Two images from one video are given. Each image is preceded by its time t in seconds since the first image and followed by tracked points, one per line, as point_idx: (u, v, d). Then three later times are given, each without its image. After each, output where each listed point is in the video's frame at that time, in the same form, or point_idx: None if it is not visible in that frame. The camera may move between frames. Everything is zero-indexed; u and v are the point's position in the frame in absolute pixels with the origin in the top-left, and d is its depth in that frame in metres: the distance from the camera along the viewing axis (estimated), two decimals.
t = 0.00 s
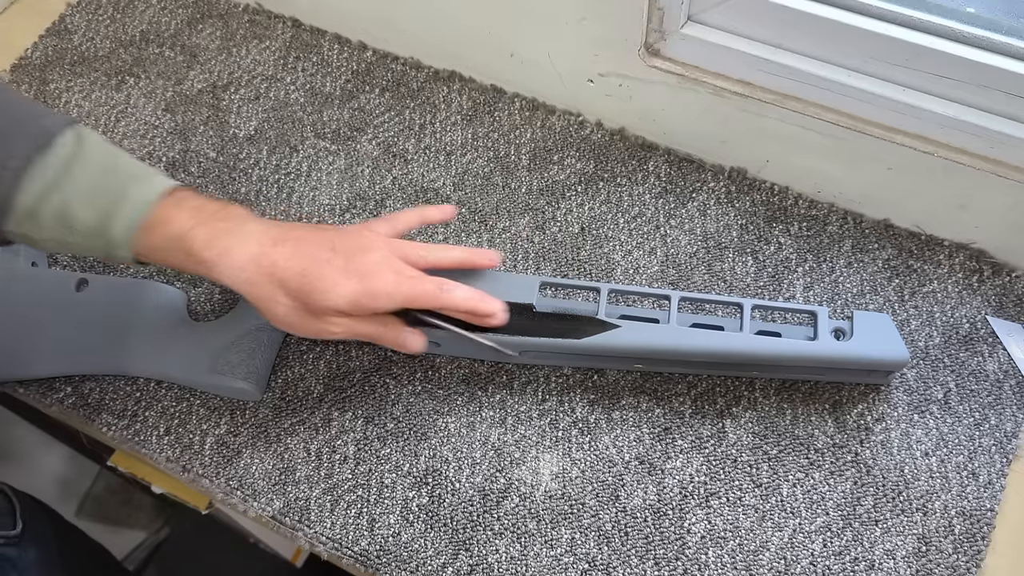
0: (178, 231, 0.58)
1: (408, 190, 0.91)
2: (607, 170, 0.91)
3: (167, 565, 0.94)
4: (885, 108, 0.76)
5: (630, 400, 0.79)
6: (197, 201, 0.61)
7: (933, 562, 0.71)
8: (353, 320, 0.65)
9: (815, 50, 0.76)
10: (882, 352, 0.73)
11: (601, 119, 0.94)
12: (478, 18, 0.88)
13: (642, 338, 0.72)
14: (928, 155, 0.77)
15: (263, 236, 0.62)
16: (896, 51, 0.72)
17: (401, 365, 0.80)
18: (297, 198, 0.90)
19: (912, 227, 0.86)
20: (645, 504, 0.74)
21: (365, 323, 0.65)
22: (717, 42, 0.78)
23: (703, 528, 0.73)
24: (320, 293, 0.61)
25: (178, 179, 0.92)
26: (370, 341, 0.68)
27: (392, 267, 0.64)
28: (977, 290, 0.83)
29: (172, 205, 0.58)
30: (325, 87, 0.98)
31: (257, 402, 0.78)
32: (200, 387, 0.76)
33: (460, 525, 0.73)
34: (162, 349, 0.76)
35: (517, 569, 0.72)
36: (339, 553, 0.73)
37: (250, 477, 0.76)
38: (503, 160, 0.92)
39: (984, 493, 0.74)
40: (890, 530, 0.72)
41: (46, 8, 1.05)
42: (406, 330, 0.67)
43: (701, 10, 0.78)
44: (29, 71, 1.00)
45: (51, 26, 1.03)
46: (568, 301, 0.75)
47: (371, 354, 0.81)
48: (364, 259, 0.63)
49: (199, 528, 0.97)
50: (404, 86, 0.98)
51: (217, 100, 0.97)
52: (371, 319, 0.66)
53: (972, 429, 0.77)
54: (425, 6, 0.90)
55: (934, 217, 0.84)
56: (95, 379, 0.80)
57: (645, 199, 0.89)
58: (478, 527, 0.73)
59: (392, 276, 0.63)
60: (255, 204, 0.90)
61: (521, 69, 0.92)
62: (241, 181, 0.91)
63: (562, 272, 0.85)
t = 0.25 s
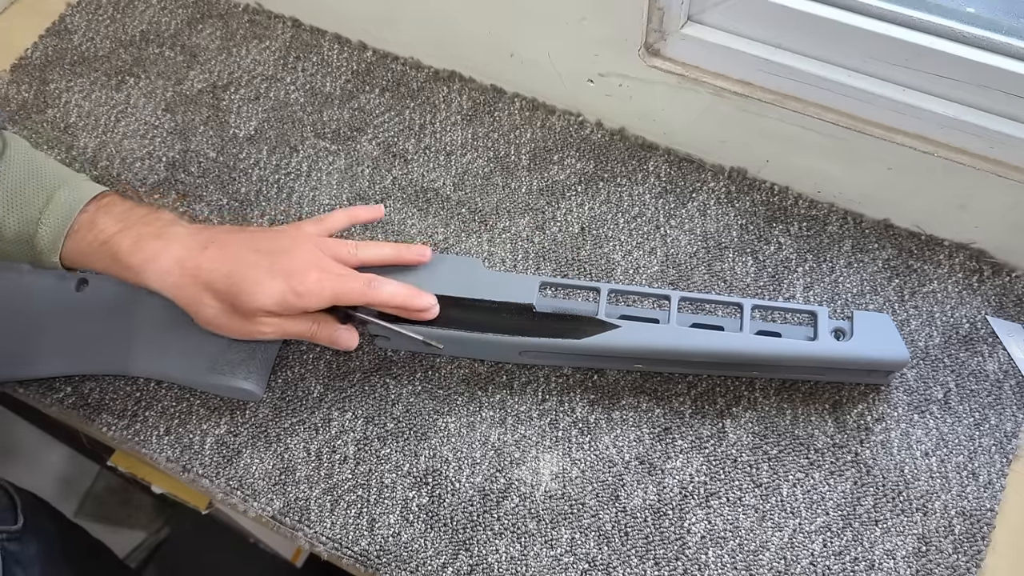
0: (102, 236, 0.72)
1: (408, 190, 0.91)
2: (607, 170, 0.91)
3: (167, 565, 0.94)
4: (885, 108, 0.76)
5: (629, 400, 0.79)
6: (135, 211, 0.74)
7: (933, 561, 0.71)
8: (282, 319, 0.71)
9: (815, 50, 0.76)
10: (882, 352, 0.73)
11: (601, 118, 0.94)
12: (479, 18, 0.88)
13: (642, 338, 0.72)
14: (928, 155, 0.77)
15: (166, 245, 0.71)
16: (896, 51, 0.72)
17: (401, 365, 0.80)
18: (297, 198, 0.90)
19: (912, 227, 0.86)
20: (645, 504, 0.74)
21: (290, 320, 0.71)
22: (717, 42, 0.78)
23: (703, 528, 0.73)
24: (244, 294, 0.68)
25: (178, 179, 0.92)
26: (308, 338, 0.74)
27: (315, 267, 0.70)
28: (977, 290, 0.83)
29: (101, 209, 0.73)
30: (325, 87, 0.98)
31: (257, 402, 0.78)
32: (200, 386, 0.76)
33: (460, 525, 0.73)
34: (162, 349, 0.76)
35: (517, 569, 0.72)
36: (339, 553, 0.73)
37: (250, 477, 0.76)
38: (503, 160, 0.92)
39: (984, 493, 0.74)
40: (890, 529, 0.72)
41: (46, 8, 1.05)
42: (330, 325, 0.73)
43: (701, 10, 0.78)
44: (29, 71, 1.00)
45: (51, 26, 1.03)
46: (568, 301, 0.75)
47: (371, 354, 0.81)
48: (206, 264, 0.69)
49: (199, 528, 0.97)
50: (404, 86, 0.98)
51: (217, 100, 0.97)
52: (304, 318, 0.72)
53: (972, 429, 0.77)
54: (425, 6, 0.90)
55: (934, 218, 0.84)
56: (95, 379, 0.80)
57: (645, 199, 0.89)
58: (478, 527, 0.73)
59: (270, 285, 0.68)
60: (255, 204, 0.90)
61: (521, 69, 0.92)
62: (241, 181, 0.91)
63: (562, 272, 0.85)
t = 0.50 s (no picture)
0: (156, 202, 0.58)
1: (408, 190, 0.91)
2: (607, 170, 0.91)
3: (167, 565, 0.94)
4: (885, 108, 0.76)
5: (629, 400, 0.79)
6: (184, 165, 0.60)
7: (933, 561, 0.71)
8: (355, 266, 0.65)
9: (815, 50, 0.76)
10: (882, 352, 0.73)
11: (601, 118, 0.94)
12: (479, 18, 0.88)
13: (642, 338, 0.72)
14: (928, 155, 0.77)
15: (250, 198, 0.61)
16: (896, 51, 0.72)
17: (401, 364, 0.80)
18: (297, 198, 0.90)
19: (912, 227, 0.86)
20: (645, 504, 0.74)
21: (351, 266, 0.65)
22: (717, 42, 0.78)
23: (703, 528, 0.73)
24: (296, 244, 0.61)
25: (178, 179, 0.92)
26: (375, 282, 0.68)
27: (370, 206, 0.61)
28: (977, 290, 0.83)
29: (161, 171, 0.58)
30: (324, 87, 0.98)
31: (257, 402, 0.78)
32: (200, 386, 0.76)
33: (460, 525, 0.73)
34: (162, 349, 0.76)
35: (517, 569, 0.72)
36: (339, 553, 0.73)
37: (250, 477, 0.76)
38: (503, 160, 0.92)
39: (983, 493, 0.74)
40: (890, 529, 0.72)
41: (46, 8, 1.05)
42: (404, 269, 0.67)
43: (701, 10, 0.78)
44: (29, 71, 1.00)
45: (51, 26, 1.03)
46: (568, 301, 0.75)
47: (371, 354, 0.81)
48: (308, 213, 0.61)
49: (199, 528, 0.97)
50: (404, 86, 0.98)
51: (217, 100, 0.97)
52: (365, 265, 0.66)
53: (972, 429, 0.77)
54: (425, 6, 0.90)
55: (933, 217, 0.84)
56: (95, 379, 0.80)
57: (645, 199, 0.89)
58: (478, 527, 0.73)
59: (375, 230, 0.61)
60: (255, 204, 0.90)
61: (521, 69, 0.92)
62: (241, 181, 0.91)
63: (562, 272, 0.85)
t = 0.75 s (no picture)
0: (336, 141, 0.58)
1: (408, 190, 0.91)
2: (607, 170, 0.91)
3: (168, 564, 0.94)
4: (885, 108, 0.76)
5: (629, 400, 0.79)
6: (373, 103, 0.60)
7: (933, 562, 0.71)
8: (474, 246, 0.61)
9: (814, 50, 0.76)
10: (882, 352, 0.72)
11: (601, 118, 0.94)
12: (479, 18, 0.88)
13: (643, 338, 0.72)
14: (928, 155, 0.77)
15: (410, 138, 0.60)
16: (896, 51, 0.72)
17: (401, 364, 0.80)
18: (297, 198, 0.90)
19: (912, 227, 0.86)
20: (645, 504, 0.74)
21: (483, 250, 0.62)
22: (717, 42, 0.78)
23: (703, 528, 0.73)
24: (443, 202, 0.59)
25: (178, 179, 0.92)
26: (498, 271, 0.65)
27: (512, 184, 0.58)
28: (977, 290, 0.83)
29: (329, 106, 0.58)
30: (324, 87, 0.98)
31: (257, 402, 0.78)
32: (200, 386, 0.76)
33: (460, 525, 0.73)
34: (162, 349, 0.76)
35: (517, 569, 0.72)
36: (339, 553, 0.73)
37: (250, 477, 0.76)
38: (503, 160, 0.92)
39: (984, 493, 0.74)
40: (890, 530, 0.72)
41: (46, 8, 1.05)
42: (535, 273, 0.62)
43: (701, 10, 0.78)
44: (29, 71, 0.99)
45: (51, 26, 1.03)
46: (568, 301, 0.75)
47: (371, 354, 0.81)
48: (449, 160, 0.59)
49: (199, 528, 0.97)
50: (404, 86, 0.98)
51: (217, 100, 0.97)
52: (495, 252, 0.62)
53: (972, 429, 0.77)
54: (425, 6, 0.90)
55: (933, 218, 0.84)
56: (95, 379, 0.80)
57: (645, 199, 0.89)
58: (478, 527, 0.73)
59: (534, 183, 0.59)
60: (255, 204, 0.90)
61: (521, 69, 0.92)
62: (241, 181, 0.91)
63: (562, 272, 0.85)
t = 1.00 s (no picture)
0: (380, 128, 0.64)
1: (408, 190, 0.91)
2: (607, 170, 0.91)
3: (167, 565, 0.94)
4: (885, 108, 0.76)
5: (629, 400, 0.79)
6: (421, 97, 0.65)
7: (933, 561, 0.71)
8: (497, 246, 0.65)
9: (814, 50, 0.76)
10: (882, 352, 0.73)
11: (601, 118, 0.94)
12: (479, 18, 0.88)
13: (643, 338, 0.72)
14: (928, 155, 0.77)
15: (452, 134, 0.65)
16: (896, 51, 0.73)
17: (401, 364, 0.80)
18: (298, 198, 0.90)
19: (912, 227, 0.86)
20: (645, 504, 0.74)
21: (504, 251, 0.66)
22: (717, 42, 0.78)
23: (703, 528, 0.73)
24: (473, 199, 0.63)
25: (178, 179, 0.92)
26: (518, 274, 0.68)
27: (538, 192, 0.62)
28: (977, 290, 0.83)
29: (379, 95, 0.64)
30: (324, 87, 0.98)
31: (257, 402, 0.78)
32: (200, 387, 0.76)
33: (460, 525, 0.73)
34: (162, 349, 0.76)
35: (517, 569, 0.72)
36: (339, 553, 0.73)
37: (250, 477, 0.76)
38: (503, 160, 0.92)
39: (984, 493, 0.74)
40: (890, 529, 0.72)
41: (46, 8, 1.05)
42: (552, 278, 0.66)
43: (701, 10, 0.78)
44: (29, 71, 0.99)
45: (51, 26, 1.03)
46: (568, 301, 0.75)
47: (371, 354, 0.81)
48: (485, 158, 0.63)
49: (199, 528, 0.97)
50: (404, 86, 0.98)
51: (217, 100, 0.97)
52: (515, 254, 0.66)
53: (972, 429, 0.77)
54: (425, 6, 0.90)
55: (933, 217, 0.84)
56: (95, 379, 0.80)
57: (645, 199, 0.89)
58: (478, 527, 0.73)
59: (565, 189, 0.63)
60: (256, 204, 0.90)
61: (521, 69, 0.92)
62: (241, 181, 0.91)
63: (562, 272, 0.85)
